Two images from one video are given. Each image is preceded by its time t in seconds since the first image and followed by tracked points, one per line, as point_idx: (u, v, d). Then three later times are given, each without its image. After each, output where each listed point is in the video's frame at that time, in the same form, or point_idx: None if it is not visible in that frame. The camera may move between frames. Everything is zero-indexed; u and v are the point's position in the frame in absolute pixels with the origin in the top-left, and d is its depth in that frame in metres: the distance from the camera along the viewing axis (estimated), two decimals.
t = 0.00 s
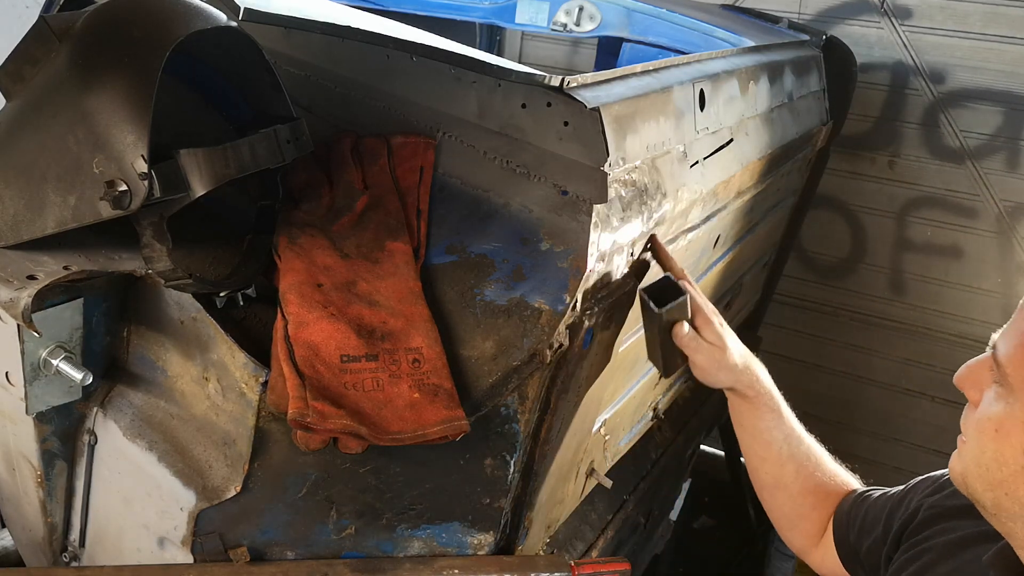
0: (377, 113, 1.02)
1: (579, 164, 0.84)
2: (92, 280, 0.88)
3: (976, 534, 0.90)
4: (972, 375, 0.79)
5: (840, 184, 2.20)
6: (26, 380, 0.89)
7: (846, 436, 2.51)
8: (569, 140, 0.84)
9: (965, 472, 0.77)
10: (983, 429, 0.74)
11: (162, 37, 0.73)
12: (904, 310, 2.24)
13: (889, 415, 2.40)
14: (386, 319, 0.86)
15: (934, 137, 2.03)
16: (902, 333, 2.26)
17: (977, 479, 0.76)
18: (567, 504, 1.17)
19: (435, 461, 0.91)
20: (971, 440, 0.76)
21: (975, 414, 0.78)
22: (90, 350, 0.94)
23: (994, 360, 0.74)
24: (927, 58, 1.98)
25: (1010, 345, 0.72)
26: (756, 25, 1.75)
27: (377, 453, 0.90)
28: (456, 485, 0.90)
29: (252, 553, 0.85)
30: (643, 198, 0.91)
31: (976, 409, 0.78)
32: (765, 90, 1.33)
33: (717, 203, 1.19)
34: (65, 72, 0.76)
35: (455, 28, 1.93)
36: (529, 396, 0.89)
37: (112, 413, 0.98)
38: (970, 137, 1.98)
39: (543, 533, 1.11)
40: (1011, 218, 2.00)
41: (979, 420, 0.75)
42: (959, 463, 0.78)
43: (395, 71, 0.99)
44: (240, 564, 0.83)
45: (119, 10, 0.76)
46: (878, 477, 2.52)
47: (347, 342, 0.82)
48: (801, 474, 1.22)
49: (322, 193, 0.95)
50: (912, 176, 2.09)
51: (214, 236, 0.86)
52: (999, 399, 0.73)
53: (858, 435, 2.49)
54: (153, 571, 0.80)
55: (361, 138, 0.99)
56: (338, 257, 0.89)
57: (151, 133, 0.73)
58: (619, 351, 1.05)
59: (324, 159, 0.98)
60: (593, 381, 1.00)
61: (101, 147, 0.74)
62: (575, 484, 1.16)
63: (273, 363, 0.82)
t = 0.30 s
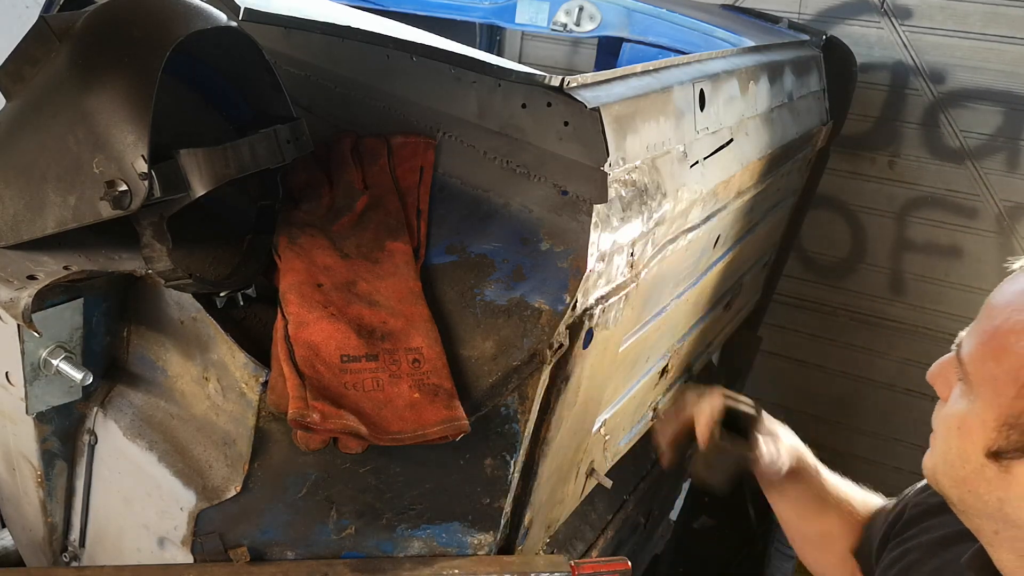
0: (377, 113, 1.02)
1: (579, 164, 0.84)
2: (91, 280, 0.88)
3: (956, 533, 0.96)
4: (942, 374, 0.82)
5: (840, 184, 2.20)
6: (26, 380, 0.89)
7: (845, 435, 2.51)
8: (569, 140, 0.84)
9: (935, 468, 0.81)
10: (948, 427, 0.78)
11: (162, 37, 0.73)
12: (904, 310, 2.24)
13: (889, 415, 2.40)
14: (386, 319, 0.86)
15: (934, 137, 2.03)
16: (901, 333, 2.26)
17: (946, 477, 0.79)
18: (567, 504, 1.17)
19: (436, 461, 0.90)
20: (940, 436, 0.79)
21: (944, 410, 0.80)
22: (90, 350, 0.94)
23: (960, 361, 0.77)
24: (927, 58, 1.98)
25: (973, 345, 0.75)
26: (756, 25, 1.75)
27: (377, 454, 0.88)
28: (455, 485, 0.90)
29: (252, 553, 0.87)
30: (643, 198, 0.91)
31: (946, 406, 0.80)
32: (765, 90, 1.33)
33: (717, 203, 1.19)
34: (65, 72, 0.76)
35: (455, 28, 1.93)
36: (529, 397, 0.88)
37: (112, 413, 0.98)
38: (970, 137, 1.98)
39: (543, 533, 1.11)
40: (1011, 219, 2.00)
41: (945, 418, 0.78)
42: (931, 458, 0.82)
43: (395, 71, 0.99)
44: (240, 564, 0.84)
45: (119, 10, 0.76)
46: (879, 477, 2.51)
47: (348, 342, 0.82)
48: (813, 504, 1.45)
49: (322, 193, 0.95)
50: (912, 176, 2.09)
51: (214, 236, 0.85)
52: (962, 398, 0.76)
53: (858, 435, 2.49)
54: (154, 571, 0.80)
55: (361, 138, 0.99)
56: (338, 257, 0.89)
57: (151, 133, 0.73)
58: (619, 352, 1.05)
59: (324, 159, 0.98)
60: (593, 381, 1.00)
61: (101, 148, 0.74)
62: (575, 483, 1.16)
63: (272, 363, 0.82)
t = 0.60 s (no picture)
0: (377, 113, 1.02)
1: (579, 164, 0.84)
2: (92, 280, 0.88)
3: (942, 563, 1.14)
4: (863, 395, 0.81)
5: (840, 184, 2.20)
6: (26, 380, 0.89)
7: (845, 435, 2.51)
8: (569, 140, 0.84)
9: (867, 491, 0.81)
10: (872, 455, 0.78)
11: (162, 37, 0.73)
12: (904, 310, 2.24)
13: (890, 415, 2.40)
14: (386, 319, 0.86)
15: (934, 137, 2.03)
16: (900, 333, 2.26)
17: (871, 497, 0.81)
18: (567, 504, 1.17)
19: (436, 461, 0.90)
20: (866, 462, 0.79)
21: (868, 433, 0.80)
22: (90, 350, 0.94)
23: (872, 388, 0.78)
24: (927, 58, 1.98)
25: (885, 372, 0.75)
26: (756, 25, 1.75)
27: (377, 453, 0.89)
28: (456, 484, 0.91)
29: (252, 553, 0.86)
30: (643, 198, 0.91)
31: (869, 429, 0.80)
32: (765, 90, 1.33)
33: (717, 203, 1.19)
34: (65, 73, 0.76)
35: (455, 28, 1.92)
36: (529, 397, 0.88)
37: (112, 413, 0.98)
38: (970, 137, 1.99)
39: (543, 533, 1.11)
40: (1010, 219, 2.00)
41: (867, 445, 0.79)
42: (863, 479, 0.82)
43: (396, 71, 0.99)
44: (240, 564, 0.84)
45: (119, 10, 0.76)
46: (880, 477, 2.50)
47: (348, 342, 0.82)
48: None
49: (322, 193, 0.95)
50: (912, 176, 2.09)
51: (214, 236, 0.85)
52: (876, 425, 0.77)
53: (858, 435, 2.49)
54: (154, 570, 0.80)
55: (360, 138, 0.99)
56: (338, 257, 0.89)
57: (151, 133, 0.73)
58: (619, 352, 1.05)
59: (324, 159, 0.98)
60: (593, 381, 0.99)
61: (101, 148, 0.74)
62: (575, 484, 1.16)
63: (273, 364, 0.82)
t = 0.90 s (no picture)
0: (378, 114, 1.02)
1: (579, 164, 0.84)
2: (91, 280, 0.88)
3: None
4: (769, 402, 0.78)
5: (840, 184, 2.20)
6: (26, 379, 0.89)
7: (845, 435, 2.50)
8: (569, 140, 0.84)
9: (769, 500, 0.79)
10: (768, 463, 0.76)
11: (163, 37, 0.73)
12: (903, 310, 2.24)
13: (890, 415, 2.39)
14: (386, 319, 0.86)
15: (934, 137, 2.03)
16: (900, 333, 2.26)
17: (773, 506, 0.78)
18: (567, 504, 1.17)
19: (436, 462, 0.90)
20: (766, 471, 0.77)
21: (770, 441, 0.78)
22: (90, 351, 0.94)
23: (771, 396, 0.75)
24: (927, 58, 1.98)
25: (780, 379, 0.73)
26: (756, 25, 1.75)
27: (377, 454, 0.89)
28: (456, 484, 0.91)
29: (252, 553, 0.87)
30: (644, 198, 0.91)
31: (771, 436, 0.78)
32: (765, 91, 1.34)
33: (717, 203, 1.19)
34: (65, 73, 0.76)
35: (456, 28, 1.92)
36: (529, 397, 0.88)
37: (112, 413, 0.98)
38: (970, 137, 1.98)
39: (543, 533, 1.11)
40: (1011, 218, 2.00)
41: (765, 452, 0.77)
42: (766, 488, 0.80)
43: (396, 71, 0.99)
44: (240, 564, 0.84)
45: (119, 9, 0.76)
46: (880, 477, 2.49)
47: (347, 342, 0.82)
48: None
49: (322, 193, 0.95)
50: (912, 176, 2.09)
51: (214, 236, 0.85)
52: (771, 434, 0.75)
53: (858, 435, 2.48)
54: (154, 570, 0.80)
55: (361, 138, 0.99)
56: (338, 257, 0.89)
57: (151, 133, 0.73)
58: (619, 352, 1.05)
59: (323, 159, 0.98)
60: (594, 381, 0.99)
61: (101, 148, 0.74)
62: (575, 484, 1.16)
63: (273, 364, 0.82)
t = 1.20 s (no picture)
0: (378, 114, 1.02)
1: (579, 164, 0.84)
2: (91, 280, 0.88)
3: None
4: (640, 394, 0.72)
5: (841, 185, 2.20)
6: (26, 380, 0.89)
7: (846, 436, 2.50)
8: (569, 140, 0.84)
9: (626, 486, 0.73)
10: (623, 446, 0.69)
11: (163, 37, 0.73)
12: (903, 310, 2.24)
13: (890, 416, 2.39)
14: (387, 319, 0.86)
15: (934, 137, 2.03)
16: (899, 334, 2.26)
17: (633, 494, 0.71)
18: (567, 504, 1.17)
19: (436, 462, 0.90)
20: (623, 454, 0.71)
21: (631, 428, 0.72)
22: (91, 350, 0.94)
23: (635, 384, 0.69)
24: (927, 58, 1.98)
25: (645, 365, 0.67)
26: (756, 25, 1.75)
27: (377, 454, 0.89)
28: (456, 484, 0.91)
29: (252, 553, 0.89)
30: (643, 198, 0.91)
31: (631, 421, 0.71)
32: (765, 91, 1.34)
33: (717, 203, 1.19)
34: (65, 73, 0.76)
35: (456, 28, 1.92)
36: (529, 397, 0.88)
37: (112, 413, 0.98)
38: (970, 137, 1.99)
39: (543, 533, 1.11)
40: (1011, 218, 2.00)
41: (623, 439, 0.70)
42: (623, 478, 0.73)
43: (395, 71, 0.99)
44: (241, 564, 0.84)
45: (120, 9, 0.76)
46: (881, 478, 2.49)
47: (347, 342, 0.82)
48: None
49: (322, 193, 0.95)
50: (911, 176, 2.10)
51: (214, 236, 0.85)
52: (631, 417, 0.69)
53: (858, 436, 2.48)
54: (155, 570, 0.80)
55: (361, 138, 0.99)
56: (338, 257, 0.89)
57: (151, 133, 0.73)
58: (620, 352, 1.05)
59: (324, 159, 0.98)
60: (595, 381, 1.01)
61: (101, 148, 0.74)
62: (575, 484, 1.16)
63: (273, 363, 0.82)
